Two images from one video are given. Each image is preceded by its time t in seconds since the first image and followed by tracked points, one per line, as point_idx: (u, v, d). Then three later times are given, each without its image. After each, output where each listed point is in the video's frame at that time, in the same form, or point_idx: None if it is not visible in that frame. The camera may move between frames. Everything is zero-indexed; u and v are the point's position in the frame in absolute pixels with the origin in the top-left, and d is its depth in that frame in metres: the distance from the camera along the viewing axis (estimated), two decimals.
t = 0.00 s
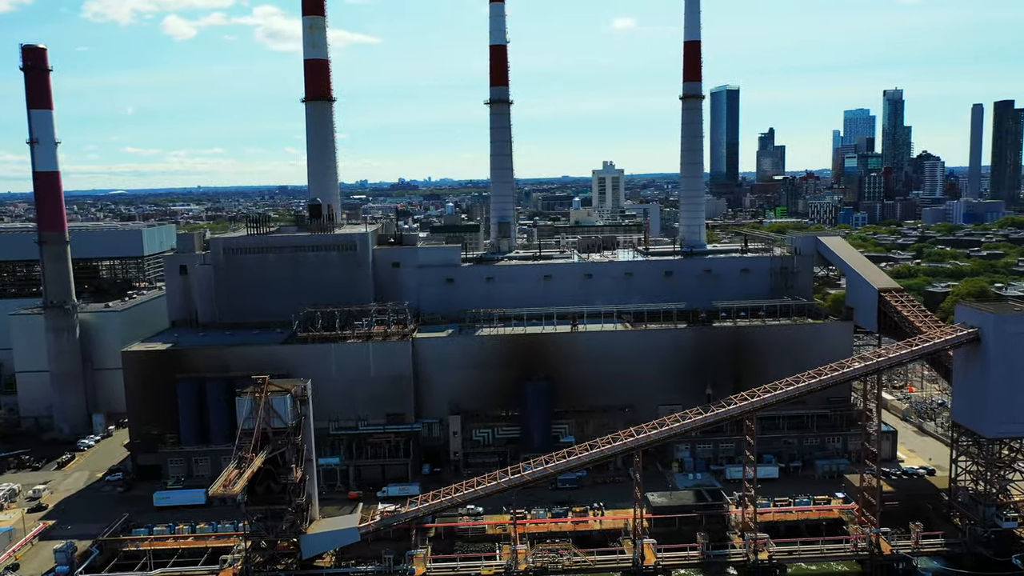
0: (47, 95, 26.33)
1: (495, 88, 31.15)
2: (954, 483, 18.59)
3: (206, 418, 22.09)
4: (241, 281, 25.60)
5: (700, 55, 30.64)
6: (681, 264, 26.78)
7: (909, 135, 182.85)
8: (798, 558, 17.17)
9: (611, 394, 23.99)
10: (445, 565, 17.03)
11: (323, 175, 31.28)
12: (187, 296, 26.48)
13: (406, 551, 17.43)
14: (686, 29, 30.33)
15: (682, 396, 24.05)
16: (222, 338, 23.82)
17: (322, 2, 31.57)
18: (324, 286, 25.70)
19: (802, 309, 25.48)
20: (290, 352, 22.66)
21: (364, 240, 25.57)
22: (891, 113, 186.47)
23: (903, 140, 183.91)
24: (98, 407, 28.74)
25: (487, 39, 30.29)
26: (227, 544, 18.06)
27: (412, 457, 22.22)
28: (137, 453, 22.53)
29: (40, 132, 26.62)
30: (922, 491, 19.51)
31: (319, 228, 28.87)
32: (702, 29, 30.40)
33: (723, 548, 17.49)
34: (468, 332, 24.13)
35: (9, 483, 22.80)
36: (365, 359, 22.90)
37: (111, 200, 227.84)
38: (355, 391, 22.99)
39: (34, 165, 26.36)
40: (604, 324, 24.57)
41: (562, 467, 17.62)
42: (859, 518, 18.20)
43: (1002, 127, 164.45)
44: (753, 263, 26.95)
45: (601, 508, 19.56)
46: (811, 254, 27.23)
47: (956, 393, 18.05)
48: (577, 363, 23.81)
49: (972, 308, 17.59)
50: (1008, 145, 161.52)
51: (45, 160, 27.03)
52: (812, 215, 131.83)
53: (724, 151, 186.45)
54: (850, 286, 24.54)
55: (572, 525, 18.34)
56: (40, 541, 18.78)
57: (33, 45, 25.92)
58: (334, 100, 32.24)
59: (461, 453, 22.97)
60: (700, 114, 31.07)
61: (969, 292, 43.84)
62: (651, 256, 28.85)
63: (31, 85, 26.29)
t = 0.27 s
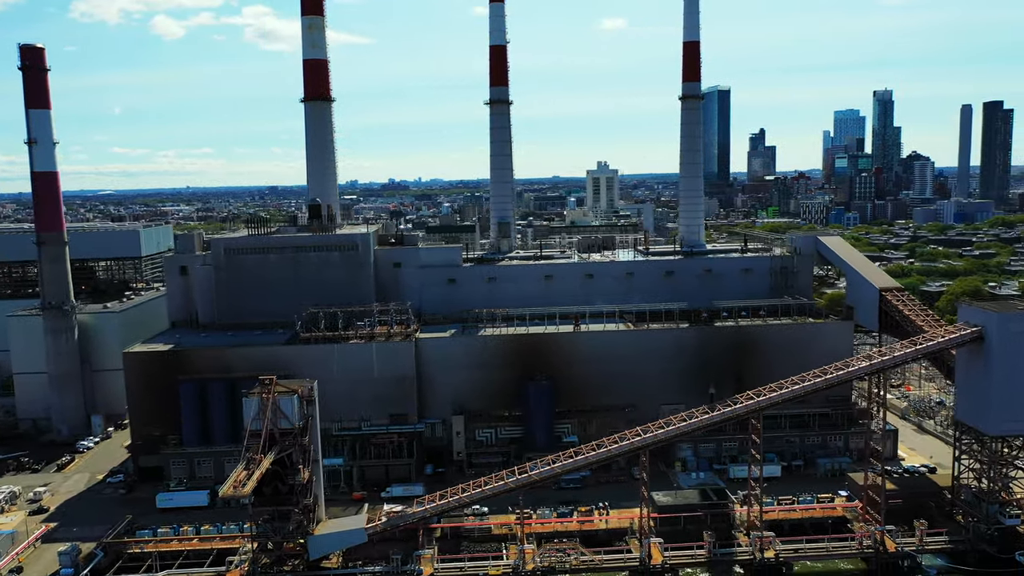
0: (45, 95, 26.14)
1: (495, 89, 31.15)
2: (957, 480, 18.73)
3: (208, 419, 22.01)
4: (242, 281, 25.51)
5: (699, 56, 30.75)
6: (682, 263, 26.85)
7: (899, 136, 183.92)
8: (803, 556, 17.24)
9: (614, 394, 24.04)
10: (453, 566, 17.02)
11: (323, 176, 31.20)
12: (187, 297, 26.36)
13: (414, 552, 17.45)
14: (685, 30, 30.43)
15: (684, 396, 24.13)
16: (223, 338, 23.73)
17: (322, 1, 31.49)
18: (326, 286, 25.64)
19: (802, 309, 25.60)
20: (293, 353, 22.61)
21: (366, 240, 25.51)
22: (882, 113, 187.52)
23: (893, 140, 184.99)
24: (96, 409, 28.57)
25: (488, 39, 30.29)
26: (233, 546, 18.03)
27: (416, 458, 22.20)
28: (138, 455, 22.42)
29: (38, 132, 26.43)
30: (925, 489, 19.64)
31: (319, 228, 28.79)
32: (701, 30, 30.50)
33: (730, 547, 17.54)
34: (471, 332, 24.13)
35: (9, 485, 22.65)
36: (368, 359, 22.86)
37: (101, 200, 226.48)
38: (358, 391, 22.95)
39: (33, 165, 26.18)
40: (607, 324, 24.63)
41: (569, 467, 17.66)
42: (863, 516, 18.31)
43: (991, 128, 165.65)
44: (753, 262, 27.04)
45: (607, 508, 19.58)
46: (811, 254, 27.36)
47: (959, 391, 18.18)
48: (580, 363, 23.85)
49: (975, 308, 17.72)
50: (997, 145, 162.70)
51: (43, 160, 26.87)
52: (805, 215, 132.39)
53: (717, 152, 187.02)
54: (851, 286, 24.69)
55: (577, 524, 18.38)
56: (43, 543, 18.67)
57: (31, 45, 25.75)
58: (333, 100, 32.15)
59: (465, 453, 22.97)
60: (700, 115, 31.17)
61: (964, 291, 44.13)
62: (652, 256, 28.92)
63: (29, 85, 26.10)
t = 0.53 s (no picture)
0: (44, 95, 25.96)
1: (495, 89, 31.14)
2: (960, 478, 18.88)
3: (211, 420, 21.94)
4: (243, 282, 25.41)
5: (698, 56, 30.83)
6: (683, 263, 26.93)
7: (890, 136, 184.91)
8: (809, 554, 17.31)
9: (616, 393, 24.07)
10: (460, 565, 17.00)
11: (322, 176, 31.11)
12: (188, 297, 26.24)
13: (421, 552, 17.46)
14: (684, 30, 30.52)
15: (686, 395, 24.19)
16: (225, 339, 23.65)
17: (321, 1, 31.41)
18: (327, 286, 25.57)
19: (803, 308, 25.72)
20: (295, 353, 22.56)
21: (367, 240, 25.46)
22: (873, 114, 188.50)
23: (884, 141, 186.01)
24: (95, 410, 28.41)
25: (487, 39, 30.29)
26: (237, 547, 17.96)
27: (419, 458, 22.17)
28: (139, 456, 22.31)
29: (36, 132, 26.25)
30: (928, 487, 19.78)
31: (320, 228, 28.71)
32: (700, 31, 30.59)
33: (736, 545, 17.52)
34: (474, 331, 24.14)
35: (8, 487, 22.49)
36: (371, 359, 22.82)
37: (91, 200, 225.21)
38: (361, 392, 22.91)
39: (31, 165, 26.00)
40: (609, 324, 24.69)
41: (576, 466, 17.68)
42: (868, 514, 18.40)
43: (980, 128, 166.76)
44: (753, 262, 27.13)
45: (613, 507, 19.58)
46: (811, 253, 27.50)
47: (962, 390, 18.31)
48: (583, 363, 23.88)
49: (978, 306, 17.84)
50: (987, 146, 163.81)
51: (42, 160, 26.68)
52: (797, 215, 132.93)
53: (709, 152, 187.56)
54: (851, 285, 24.82)
55: (582, 523, 18.42)
56: (46, 545, 18.55)
57: (29, 44, 25.58)
58: (332, 100, 32.07)
59: (468, 453, 22.96)
60: (699, 115, 31.28)
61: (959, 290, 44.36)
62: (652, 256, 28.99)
63: (27, 84, 25.92)
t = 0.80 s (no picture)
0: (42, 94, 25.79)
1: (494, 89, 31.14)
2: (962, 476, 19.05)
3: (213, 421, 21.89)
4: (244, 282, 25.31)
5: (697, 57, 30.95)
6: (684, 263, 27.00)
7: (881, 137, 185.94)
8: (814, 552, 17.40)
9: (618, 392, 24.13)
10: (467, 565, 16.99)
11: (322, 176, 31.05)
12: (188, 298, 26.14)
13: (429, 552, 17.48)
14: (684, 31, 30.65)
15: (688, 394, 24.28)
16: (227, 339, 23.60)
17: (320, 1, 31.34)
18: (329, 286, 25.50)
19: (803, 308, 25.86)
20: (299, 354, 22.52)
21: (369, 240, 25.41)
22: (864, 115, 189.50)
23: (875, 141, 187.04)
24: (93, 412, 28.26)
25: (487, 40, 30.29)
26: (243, 548, 17.92)
27: (422, 458, 22.16)
28: (141, 457, 22.23)
29: (34, 131, 26.05)
30: (930, 485, 19.97)
31: (320, 228, 28.63)
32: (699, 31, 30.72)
33: (742, 544, 17.58)
34: (476, 331, 24.16)
35: (8, 489, 22.32)
36: (374, 359, 22.79)
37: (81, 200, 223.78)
38: (364, 392, 22.87)
39: (29, 165, 25.81)
40: (611, 323, 24.75)
41: (583, 466, 17.73)
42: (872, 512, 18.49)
43: (970, 129, 167.92)
44: (753, 262, 27.24)
45: (617, 507, 19.61)
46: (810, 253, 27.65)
47: (964, 388, 18.43)
48: (585, 362, 23.94)
49: (980, 305, 17.94)
50: (976, 146, 164.95)
51: (40, 160, 26.50)
52: (789, 215, 133.47)
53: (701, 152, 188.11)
54: (851, 285, 24.97)
55: (587, 523, 18.48)
56: (49, 547, 18.44)
57: (28, 43, 25.40)
58: (332, 99, 31.99)
59: (471, 454, 22.97)
60: (698, 115, 31.41)
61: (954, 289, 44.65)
62: (652, 256, 29.06)
63: (26, 84, 25.73)
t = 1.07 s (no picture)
0: (40, 94, 25.65)
1: (493, 89, 31.14)
2: (964, 474, 19.20)
3: (215, 422, 21.82)
4: (245, 283, 25.20)
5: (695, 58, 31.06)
6: (684, 262, 27.08)
7: (871, 137, 187.01)
8: (819, 550, 17.52)
9: (620, 392, 24.17)
10: (475, 565, 16.99)
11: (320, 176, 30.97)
12: (188, 299, 26.02)
13: (436, 552, 17.47)
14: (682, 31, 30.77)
15: (689, 394, 24.35)
16: (228, 340, 23.53)
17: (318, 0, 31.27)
18: (330, 287, 25.44)
19: (803, 307, 25.99)
20: (301, 354, 22.47)
21: (370, 240, 25.37)
22: (854, 115, 190.55)
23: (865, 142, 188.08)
24: (91, 413, 28.07)
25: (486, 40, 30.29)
26: (248, 548, 17.80)
27: (425, 458, 22.14)
28: (142, 459, 22.13)
29: (32, 131, 25.89)
30: (932, 483, 20.10)
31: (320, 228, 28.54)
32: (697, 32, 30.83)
33: (748, 542, 17.65)
34: (478, 331, 24.16)
35: (8, 491, 22.15)
36: (377, 360, 22.76)
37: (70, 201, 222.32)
38: (366, 392, 22.84)
39: (27, 165, 25.65)
40: (613, 323, 24.82)
41: (590, 465, 17.76)
42: (875, 510, 18.62)
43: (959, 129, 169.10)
44: (753, 261, 27.35)
45: (622, 506, 19.66)
46: (809, 252, 27.79)
47: (966, 387, 18.60)
48: (588, 362, 23.98)
49: (983, 304, 18.10)
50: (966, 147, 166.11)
51: (38, 160, 26.33)
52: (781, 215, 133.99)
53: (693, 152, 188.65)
54: (851, 284, 25.13)
55: (592, 522, 18.51)
56: (51, 549, 18.33)
57: (26, 42, 25.27)
58: (330, 99, 31.91)
59: (474, 454, 22.98)
60: (696, 115, 31.51)
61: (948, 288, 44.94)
62: (652, 256, 29.12)
63: (23, 83, 25.59)
